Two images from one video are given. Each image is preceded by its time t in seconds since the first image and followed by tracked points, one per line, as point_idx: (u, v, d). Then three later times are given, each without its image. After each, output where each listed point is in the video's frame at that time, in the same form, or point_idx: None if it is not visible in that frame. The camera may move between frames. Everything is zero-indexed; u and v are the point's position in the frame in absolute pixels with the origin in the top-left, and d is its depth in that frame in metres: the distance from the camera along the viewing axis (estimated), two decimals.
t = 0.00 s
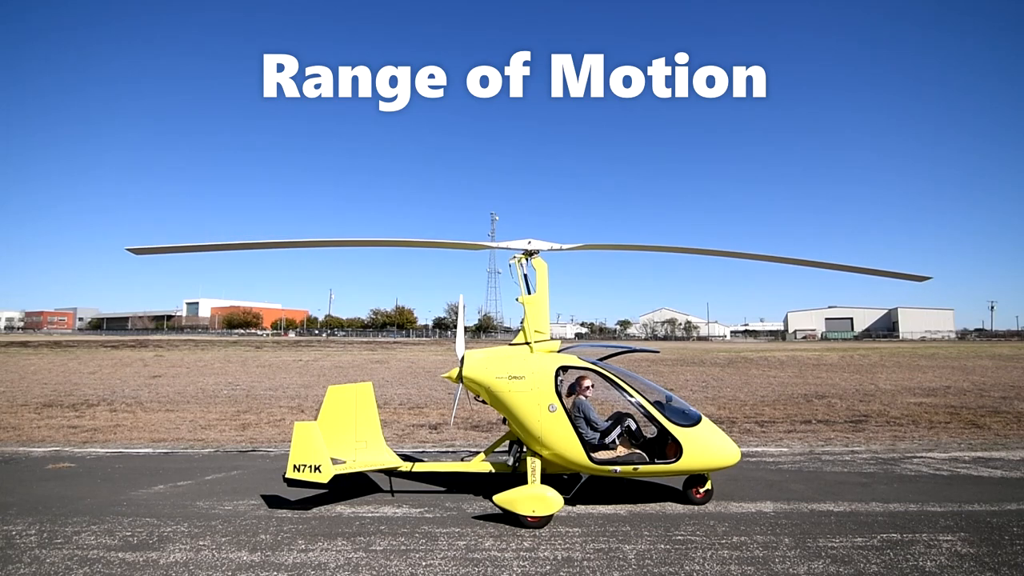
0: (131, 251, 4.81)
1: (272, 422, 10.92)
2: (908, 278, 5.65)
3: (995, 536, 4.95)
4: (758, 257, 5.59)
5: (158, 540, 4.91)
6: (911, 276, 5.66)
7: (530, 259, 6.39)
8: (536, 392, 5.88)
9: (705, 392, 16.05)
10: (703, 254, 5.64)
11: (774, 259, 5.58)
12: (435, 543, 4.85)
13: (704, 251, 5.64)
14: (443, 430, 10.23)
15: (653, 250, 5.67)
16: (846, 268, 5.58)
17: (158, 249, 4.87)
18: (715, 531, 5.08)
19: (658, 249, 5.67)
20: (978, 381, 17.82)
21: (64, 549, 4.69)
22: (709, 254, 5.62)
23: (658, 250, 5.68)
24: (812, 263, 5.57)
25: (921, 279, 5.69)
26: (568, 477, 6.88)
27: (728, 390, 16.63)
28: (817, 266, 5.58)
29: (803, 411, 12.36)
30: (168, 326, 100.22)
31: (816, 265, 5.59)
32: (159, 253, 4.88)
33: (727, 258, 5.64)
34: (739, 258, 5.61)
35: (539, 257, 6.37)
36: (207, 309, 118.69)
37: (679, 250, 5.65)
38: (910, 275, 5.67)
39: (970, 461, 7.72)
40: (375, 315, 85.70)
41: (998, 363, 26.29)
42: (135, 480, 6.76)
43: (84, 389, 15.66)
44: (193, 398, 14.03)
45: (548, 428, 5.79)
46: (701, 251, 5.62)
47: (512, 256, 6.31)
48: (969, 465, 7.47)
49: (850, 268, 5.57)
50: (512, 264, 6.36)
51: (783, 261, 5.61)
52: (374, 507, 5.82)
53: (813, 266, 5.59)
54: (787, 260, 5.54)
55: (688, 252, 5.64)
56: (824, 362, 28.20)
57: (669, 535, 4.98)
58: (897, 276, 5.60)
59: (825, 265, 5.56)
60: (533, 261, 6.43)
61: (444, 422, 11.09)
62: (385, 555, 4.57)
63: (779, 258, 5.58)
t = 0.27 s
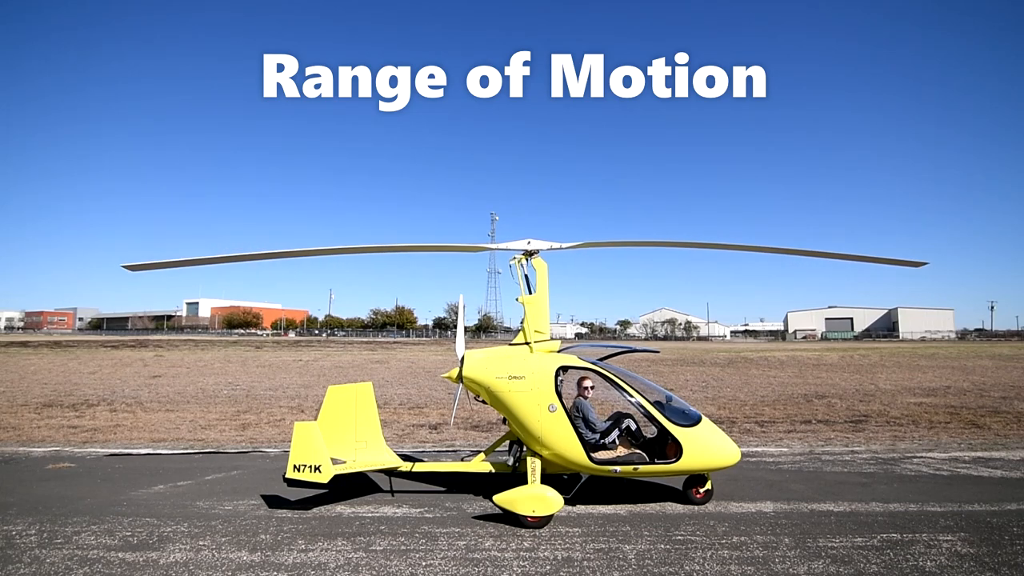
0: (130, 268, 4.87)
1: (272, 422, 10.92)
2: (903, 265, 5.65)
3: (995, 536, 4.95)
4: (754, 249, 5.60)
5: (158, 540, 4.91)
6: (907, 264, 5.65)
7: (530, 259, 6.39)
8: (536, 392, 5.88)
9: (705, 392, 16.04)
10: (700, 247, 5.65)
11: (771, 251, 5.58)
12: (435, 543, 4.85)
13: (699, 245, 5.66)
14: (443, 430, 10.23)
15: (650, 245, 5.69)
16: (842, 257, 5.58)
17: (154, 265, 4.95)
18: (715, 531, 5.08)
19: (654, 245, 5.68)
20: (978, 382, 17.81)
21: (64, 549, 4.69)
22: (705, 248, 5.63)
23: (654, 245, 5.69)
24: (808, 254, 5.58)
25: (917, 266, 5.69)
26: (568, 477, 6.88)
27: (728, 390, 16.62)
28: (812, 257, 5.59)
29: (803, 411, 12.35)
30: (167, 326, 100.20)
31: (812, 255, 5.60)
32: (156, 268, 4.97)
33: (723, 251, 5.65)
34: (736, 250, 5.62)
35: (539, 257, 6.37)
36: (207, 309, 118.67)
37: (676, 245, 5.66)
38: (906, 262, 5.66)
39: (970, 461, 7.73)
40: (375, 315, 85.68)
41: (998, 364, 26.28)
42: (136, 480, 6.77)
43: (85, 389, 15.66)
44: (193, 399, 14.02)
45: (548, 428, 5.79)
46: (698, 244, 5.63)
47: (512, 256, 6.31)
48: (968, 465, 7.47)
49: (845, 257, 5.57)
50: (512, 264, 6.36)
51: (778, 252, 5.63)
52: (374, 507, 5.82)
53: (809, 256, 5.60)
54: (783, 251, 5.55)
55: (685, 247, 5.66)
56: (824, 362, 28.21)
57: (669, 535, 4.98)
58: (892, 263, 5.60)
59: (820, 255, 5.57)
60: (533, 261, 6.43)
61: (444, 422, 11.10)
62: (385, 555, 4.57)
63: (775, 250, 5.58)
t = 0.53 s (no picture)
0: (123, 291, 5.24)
1: (272, 422, 10.92)
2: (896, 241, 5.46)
3: (994, 535, 4.95)
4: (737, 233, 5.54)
5: (158, 540, 4.90)
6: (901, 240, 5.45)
7: (530, 259, 6.39)
8: (536, 392, 5.88)
9: (705, 392, 16.02)
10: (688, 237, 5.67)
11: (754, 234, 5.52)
12: (435, 542, 4.85)
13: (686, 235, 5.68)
14: (443, 430, 10.22)
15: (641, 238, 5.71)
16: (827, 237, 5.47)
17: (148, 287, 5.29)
18: (715, 531, 5.08)
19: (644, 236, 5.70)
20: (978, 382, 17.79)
21: (64, 548, 4.69)
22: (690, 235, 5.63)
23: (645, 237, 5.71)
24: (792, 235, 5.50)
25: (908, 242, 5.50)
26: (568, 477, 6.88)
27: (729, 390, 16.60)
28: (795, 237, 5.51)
29: (803, 411, 12.34)
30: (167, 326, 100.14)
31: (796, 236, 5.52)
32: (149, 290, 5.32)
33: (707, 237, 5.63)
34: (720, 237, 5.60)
35: (539, 256, 6.37)
36: (207, 309, 118.61)
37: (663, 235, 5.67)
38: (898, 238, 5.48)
39: (970, 461, 7.73)
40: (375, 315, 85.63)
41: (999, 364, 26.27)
42: (136, 480, 6.77)
43: (84, 388, 15.64)
44: (193, 398, 14.00)
45: (548, 428, 5.79)
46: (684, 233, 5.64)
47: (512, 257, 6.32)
48: (968, 465, 7.46)
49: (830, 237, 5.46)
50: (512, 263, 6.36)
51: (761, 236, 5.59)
52: (374, 507, 5.82)
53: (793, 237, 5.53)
54: (766, 234, 5.47)
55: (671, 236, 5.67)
56: (824, 362, 28.19)
57: (669, 535, 4.98)
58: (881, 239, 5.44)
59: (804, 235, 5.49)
60: (533, 261, 6.43)
61: (444, 421, 11.09)
62: (384, 555, 4.57)
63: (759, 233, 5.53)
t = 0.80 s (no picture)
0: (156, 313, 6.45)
1: (272, 422, 10.91)
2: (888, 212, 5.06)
3: (994, 535, 4.95)
4: (714, 219, 5.41)
5: (158, 540, 4.90)
6: (894, 211, 5.05)
7: (531, 259, 6.40)
8: (536, 392, 5.88)
9: (705, 392, 16.00)
10: (673, 227, 5.64)
11: (732, 218, 5.38)
12: (435, 542, 4.85)
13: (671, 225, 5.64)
14: (443, 430, 10.21)
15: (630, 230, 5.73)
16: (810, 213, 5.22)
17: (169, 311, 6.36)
18: (715, 531, 5.08)
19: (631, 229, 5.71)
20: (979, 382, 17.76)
21: (64, 548, 4.69)
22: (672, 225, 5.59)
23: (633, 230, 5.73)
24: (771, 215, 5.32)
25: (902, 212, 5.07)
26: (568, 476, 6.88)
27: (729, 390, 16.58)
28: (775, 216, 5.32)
29: (803, 411, 12.33)
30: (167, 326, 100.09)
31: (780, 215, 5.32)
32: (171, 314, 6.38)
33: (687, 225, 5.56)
34: (701, 224, 5.52)
35: (540, 256, 6.37)
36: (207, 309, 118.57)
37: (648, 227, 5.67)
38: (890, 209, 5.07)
39: (970, 460, 7.73)
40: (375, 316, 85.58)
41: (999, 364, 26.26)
42: (136, 480, 6.77)
43: (84, 388, 15.61)
44: (193, 398, 13.99)
45: (548, 428, 5.79)
46: (666, 223, 5.58)
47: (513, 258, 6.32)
48: (968, 465, 7.46)
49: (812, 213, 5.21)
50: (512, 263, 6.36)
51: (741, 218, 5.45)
52: (374, 507, 5.82)
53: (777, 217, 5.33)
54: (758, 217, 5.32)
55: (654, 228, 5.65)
56: (824, 362, 28.18)
57: (669, 535, 4.98)
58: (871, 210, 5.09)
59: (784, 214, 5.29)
60: (533, 261, 6.43)
61: (444, 421, 11.09)
62: (385, 555, 4.56)
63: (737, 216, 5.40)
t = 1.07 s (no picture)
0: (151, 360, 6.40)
1: (272, 422, 10.91)
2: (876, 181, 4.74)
3: (994, 535, 4.95)
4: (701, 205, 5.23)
5: (158, 540, 4.90)
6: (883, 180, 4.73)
7: (530, 259, 6.40)
8: (537, 391, 5.88)
9: (705, 392, 15.98)
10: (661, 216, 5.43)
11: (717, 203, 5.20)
12: (435, 542, 4.85)
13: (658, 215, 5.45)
14: (442, 430, 10.19)
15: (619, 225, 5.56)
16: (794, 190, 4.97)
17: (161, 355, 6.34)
18: (715, 531, 5.08)
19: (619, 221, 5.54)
20: (979, 382, 17.74)
21: (64, 548, 4.69)
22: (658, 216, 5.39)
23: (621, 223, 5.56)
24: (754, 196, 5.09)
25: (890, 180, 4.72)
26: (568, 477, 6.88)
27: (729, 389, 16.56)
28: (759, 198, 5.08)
29: (804, 411, 12.31)
30: (167, 326, 100.15)
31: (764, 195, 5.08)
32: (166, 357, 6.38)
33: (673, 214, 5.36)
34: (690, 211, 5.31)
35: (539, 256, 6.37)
36: (207, 309, 118.58)
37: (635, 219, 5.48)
38: (878, 177, 4.74)
39: (969, 460, 7.73)
40: (375, 316, 85.74)
41: (999, 364, 26.24)
42: (136, 480, 6.77)
43: (84, 388, 15.59)
44: (193, 398, 13.98)
45: (548, 428, 5.79)
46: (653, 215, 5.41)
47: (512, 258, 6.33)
48: (968, 465, 7.44)
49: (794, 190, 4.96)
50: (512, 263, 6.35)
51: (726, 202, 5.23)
52: (374, 507, 5.82)
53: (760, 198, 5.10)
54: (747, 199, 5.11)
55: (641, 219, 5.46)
56: (824, 362, 28.17)
57: (669, 534, 4.98)
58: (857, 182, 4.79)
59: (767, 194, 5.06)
60: (533, 261, 6.44)
61: (444, 421, 11.09)
62: (385, 555, 4.56)
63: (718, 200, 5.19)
